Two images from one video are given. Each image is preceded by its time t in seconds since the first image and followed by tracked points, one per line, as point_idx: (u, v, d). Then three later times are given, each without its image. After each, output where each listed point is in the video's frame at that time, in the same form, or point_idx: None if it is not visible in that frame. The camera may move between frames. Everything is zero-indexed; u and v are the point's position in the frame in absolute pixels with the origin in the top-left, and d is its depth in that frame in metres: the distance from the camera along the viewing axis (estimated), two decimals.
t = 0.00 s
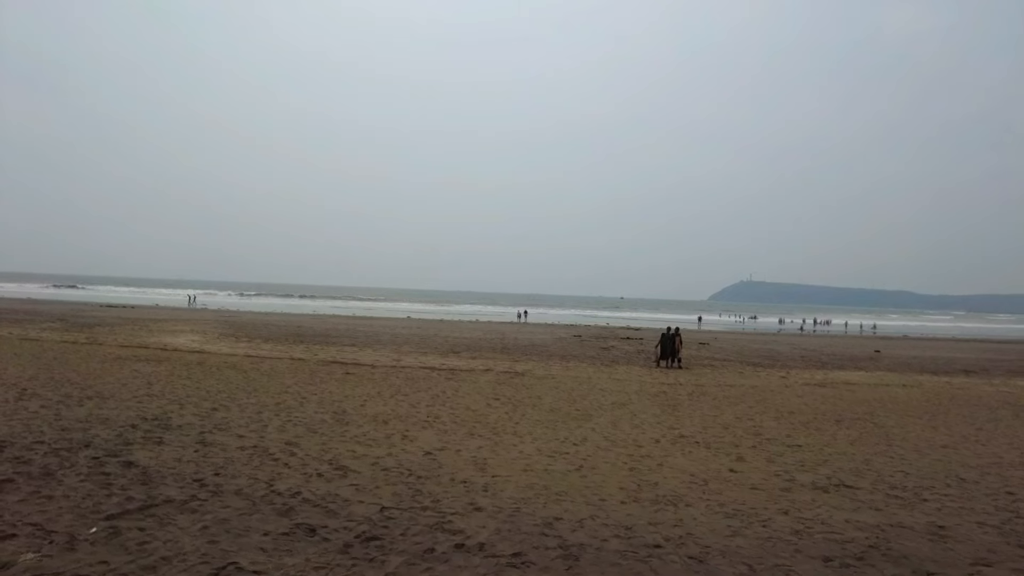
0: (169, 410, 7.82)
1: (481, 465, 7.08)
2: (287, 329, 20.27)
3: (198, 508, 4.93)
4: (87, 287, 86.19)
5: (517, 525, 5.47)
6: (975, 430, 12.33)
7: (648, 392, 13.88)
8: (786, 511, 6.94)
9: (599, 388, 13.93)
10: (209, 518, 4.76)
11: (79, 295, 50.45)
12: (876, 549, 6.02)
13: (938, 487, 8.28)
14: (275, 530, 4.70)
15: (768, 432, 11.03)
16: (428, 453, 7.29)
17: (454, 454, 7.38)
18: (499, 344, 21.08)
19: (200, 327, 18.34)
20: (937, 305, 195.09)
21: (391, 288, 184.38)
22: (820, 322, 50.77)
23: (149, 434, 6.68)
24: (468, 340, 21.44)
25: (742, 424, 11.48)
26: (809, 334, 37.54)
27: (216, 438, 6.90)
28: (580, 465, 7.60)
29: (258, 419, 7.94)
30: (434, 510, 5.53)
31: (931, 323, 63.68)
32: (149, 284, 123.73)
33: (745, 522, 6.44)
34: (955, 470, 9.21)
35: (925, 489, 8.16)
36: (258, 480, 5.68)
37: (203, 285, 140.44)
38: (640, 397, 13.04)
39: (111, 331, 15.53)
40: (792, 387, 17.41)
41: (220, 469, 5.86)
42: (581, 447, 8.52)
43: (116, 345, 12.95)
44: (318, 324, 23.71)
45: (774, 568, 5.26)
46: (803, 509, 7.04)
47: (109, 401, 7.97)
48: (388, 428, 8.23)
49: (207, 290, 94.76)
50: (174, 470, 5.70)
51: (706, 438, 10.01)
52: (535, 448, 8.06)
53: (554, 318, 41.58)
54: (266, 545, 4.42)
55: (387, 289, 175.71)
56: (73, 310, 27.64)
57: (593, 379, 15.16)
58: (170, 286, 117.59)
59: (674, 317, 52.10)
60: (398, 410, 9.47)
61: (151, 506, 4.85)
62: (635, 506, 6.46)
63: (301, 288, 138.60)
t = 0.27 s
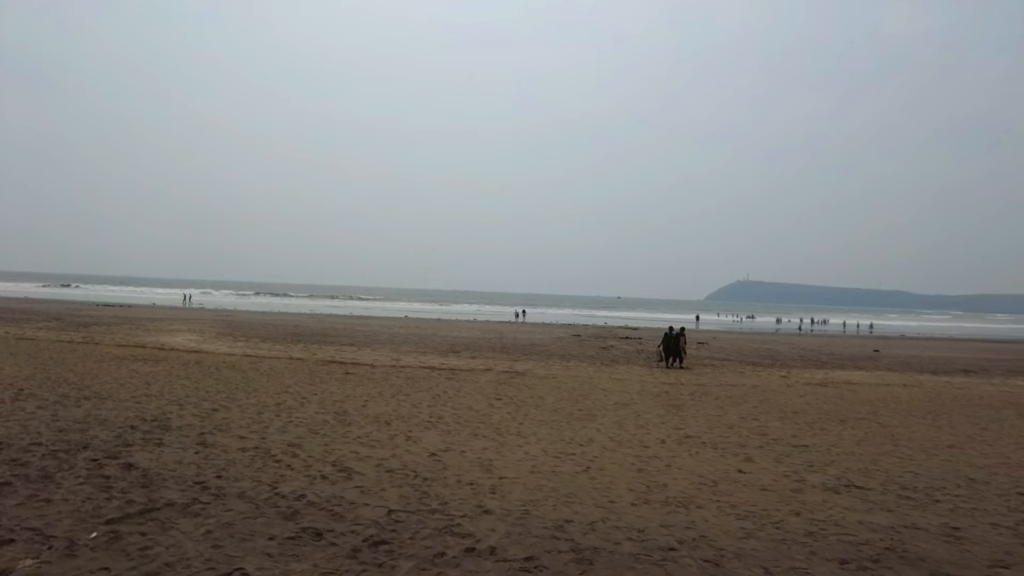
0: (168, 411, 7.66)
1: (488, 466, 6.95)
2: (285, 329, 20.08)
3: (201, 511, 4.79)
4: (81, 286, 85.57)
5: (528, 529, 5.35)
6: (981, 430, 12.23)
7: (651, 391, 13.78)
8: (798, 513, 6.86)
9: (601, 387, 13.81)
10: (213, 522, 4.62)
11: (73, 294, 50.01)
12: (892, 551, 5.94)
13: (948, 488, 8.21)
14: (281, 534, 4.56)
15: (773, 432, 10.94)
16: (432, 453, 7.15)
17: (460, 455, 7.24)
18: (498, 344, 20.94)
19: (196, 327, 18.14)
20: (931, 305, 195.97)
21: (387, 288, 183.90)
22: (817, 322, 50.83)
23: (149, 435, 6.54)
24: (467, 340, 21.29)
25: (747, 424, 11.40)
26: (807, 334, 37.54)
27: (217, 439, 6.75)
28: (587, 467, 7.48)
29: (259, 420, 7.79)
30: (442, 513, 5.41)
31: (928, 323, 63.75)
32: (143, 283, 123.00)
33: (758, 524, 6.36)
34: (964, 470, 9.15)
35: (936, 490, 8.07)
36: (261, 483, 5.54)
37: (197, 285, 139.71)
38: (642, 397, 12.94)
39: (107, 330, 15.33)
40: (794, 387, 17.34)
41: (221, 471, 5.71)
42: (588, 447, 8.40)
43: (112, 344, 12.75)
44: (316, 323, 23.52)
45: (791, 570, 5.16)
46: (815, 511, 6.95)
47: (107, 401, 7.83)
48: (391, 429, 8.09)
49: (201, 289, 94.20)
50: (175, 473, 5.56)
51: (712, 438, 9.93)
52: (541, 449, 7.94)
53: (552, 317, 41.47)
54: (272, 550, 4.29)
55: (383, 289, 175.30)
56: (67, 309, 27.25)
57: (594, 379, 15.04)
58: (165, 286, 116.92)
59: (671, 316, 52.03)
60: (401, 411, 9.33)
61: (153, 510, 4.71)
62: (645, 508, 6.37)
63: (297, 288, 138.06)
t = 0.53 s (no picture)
0: (168, 411, 7.49)
1: (497, 467, 6.78)
2: (285, 327, 19.89)
3: (205, 516, 4.62)
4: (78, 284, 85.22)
5: (542, 533, 5.19)
6: (992, 429, 12.08)
7: (656, 390, 13.63)
8: (816, 514, 6.73)
9: (605, 386, 13.65)
10: (217, 527, 4.45)
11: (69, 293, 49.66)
12: (915, 553, 5.79)
13: (965, 489, 8.06)
14: (288, 540, 4.39)
15: (783, 431, 10.79)
16: (439, 454, 6.98)
17: (467, 456, 7.07)
18: (500, 342, 20.77)
19: (195, 325, 17.94)
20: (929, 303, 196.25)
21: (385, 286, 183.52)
22: (817, 320, 50.73)
23: (149, 436, 6.38)
24: (469, 338, 21.12)
25: (756, 423, 11.25)
26: (808, 332, 37.41)
27: (220, 439, 6.57)
28: (599, 468, 7.33)
29: (261, 420, 7.61)
30: (452, 517, 5.24)
31: (928, 322, 63.69)
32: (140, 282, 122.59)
33: (776, 526, 6.24)
34: (979, 470, 9.00)
35: (954, 491, 7.93)
36: (265, 485, 5.37)
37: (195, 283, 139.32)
38: (648, 396, 12.78)
39: (105, 329, 15.13)
40: (799, 385, 17.20)
41: (224, 473, 5.54)
42: (598, 448, 8.24)
43: (110, 343, 12.57)
44: (315, 322, 23.31)
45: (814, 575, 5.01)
46: (832, 512, 6.83)
47: (106, 402, 7.70)
48: (397, 429, 7.92)
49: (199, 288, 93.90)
50: (177, 476, 5.39)
51: (722, 438, 9.78)
52: (550, 449, 7.78)
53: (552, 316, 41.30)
54: (280, 557, 4.12)
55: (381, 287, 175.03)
56: (63, 308, 26.99)
57: (598, 378, 14.87)
58: (162, 284, 116.43)
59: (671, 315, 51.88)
60: (406, 410, 9.17)
61: (155, 515, 4.55)
62: (661, 511, 6.25)
63: (295, 286, 137.68)
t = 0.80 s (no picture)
0: (175, 415, 7.34)
1: (512, 471, 6.63)
2: (288, 327, 19.73)
3: (217, 525, 4.47)
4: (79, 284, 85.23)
5: (564, 541, 5.04)
6: (1008, 429, 11.91)
7: (666, 391, 13.46)
8: (840, 519, 6.58)
9: (614, 387, 13.49)
10: (230, 537, 4.30)
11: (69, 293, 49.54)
12: (946, 560, 5.63)
13: (988, 492, 7.89)
14: (303, 550, 4.23)
15: (797, 432, 10.62)
16: (453, 458, 6.83)
17: (482, 459, 6.92)
18: (505, 342, 20.61)
19: (198, 326, 17.79)
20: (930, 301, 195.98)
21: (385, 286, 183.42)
22: (820, 319, 50.55)
23: (156, 441, 6.26)
24: (473, 338, 20.96)
25: (768, 424, 11.08)
26: (813, 331, 37.25)
27: (229, 444, 6.43)
28: (615, 472, 7.17)
29: (270, 423, 7.47)
30: (471, 525, 5.09)
31: (932, 320, 63.37)
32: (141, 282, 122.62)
33: (801, 532, 6.10)
34: (1000, 473, 8.83)
35: (977, 494, 7.76)
36: (278, 492, 5.22)
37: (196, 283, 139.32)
38: (658, 397, 12.62)
39: (107, 330, 14.98)
40: (808, 385, 17.02)
41: (235, 479, 5.40)
42: (612, 450, 8.09)
43: (114, 344, 12.42)
44: (318, 321, 23.14)
45: None
46: (857, 516, 6.69)
47: (112, 406, 7.58)
48: (408, 432, 7.77)
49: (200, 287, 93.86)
50: (186, 482, 5.24)
51: (737, 440, 9.62)
52: (565, 453, 7.62)
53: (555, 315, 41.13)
54: (296, 568, 3.96)
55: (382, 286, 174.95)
56: (65, 308, 26.85)
57: (606, 378, 14.71)
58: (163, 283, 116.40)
59: (674, 314, 51.73)
60: (416, 412, 9.01)
61: (165, 524, 4.42)
62: (683, 517, 6.13)
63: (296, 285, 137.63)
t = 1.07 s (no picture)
0: (198, 416, 7.32)
1: (538, 474, 6.55)
2: (303, 328, 19.77)
3: (247, 528, 4.41)
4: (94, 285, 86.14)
5: (597, 545, 4.95)
6: None
7: (685, 392, 13.32)
8: (873, 523, 6.44)
9: (632, 388, 13.37)
10: (261, 540, 4.25)
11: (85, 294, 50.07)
12: (986, 565, 5.47)
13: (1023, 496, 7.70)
14: (335, 554, 4.16)
15: (822, 434, 10.45)
16: (478, 460, 6.77)
17: (507, 462, 6.86)
18: (520, 343, 20.53)
19: (215, 326, 17.86)
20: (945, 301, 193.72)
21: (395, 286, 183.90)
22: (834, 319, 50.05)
23: (181, 442, 6.24)
24: (488, 338, 20.89)
25: (792, 426, 10.93)
26: (828, 331, 36.88)
27: (253, 445, 6.40)
28: (641, 474, 7.07)
29: (293, 424, 7.44)
30: (502, 528, 5.00)
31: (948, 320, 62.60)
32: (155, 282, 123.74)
33: (835, 536, 5.96)
34: None
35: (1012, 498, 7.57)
36: (306, 494, 5.16)
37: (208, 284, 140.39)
38: (678, 398, 12.49)
39: (126, 331, 15.07)
40: (828, 386, 16.80)
41: (262, 481, 5.35)
42: (637, 453, 7.98)
43: (133, 345, 12.48)
44: (333, 322, 23.19)
45: None
46: (891, 520, 6.52)
47: (135, 406, 7.57)
48: (431, 434, 7.71)
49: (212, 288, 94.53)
50: (213, 484, 5.20)
51: (761, 442, 9.48)
52: (589, 456, 7.53)
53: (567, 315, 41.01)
54: (330, 572, 3.90)
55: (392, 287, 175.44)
56: (82, 309, 27.10)
57: (624, 379, 14.59)
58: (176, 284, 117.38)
59: (686, 314, 51.42)
60: (437, 414, 8.95)
61: (196, 526, 4.37)
62: (714, 520, 6.01)
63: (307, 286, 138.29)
